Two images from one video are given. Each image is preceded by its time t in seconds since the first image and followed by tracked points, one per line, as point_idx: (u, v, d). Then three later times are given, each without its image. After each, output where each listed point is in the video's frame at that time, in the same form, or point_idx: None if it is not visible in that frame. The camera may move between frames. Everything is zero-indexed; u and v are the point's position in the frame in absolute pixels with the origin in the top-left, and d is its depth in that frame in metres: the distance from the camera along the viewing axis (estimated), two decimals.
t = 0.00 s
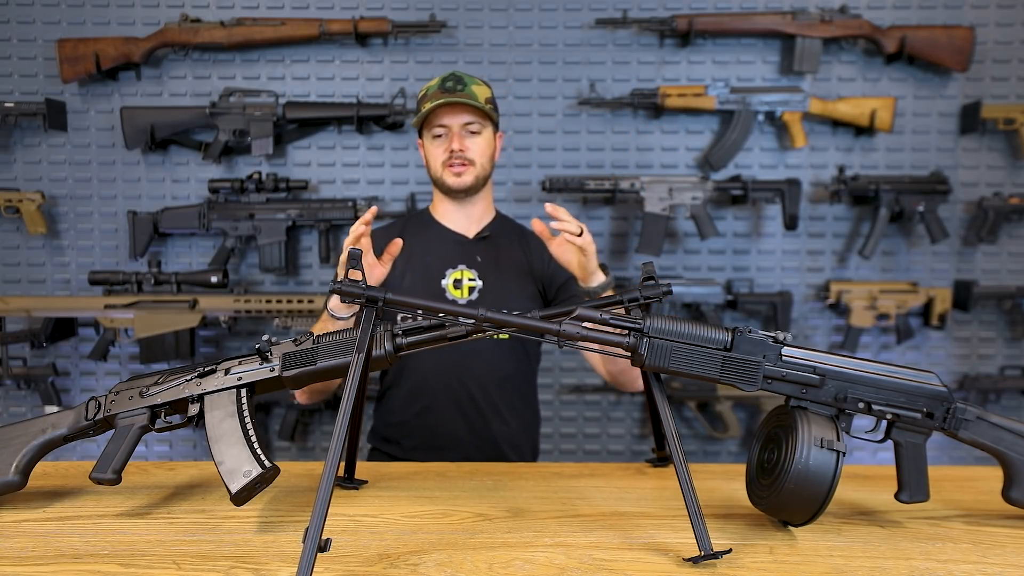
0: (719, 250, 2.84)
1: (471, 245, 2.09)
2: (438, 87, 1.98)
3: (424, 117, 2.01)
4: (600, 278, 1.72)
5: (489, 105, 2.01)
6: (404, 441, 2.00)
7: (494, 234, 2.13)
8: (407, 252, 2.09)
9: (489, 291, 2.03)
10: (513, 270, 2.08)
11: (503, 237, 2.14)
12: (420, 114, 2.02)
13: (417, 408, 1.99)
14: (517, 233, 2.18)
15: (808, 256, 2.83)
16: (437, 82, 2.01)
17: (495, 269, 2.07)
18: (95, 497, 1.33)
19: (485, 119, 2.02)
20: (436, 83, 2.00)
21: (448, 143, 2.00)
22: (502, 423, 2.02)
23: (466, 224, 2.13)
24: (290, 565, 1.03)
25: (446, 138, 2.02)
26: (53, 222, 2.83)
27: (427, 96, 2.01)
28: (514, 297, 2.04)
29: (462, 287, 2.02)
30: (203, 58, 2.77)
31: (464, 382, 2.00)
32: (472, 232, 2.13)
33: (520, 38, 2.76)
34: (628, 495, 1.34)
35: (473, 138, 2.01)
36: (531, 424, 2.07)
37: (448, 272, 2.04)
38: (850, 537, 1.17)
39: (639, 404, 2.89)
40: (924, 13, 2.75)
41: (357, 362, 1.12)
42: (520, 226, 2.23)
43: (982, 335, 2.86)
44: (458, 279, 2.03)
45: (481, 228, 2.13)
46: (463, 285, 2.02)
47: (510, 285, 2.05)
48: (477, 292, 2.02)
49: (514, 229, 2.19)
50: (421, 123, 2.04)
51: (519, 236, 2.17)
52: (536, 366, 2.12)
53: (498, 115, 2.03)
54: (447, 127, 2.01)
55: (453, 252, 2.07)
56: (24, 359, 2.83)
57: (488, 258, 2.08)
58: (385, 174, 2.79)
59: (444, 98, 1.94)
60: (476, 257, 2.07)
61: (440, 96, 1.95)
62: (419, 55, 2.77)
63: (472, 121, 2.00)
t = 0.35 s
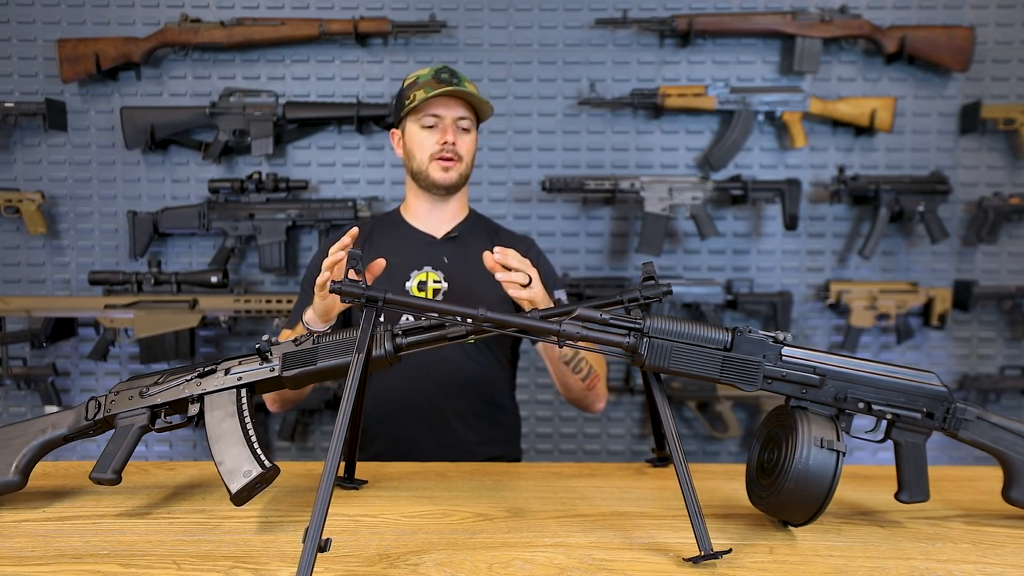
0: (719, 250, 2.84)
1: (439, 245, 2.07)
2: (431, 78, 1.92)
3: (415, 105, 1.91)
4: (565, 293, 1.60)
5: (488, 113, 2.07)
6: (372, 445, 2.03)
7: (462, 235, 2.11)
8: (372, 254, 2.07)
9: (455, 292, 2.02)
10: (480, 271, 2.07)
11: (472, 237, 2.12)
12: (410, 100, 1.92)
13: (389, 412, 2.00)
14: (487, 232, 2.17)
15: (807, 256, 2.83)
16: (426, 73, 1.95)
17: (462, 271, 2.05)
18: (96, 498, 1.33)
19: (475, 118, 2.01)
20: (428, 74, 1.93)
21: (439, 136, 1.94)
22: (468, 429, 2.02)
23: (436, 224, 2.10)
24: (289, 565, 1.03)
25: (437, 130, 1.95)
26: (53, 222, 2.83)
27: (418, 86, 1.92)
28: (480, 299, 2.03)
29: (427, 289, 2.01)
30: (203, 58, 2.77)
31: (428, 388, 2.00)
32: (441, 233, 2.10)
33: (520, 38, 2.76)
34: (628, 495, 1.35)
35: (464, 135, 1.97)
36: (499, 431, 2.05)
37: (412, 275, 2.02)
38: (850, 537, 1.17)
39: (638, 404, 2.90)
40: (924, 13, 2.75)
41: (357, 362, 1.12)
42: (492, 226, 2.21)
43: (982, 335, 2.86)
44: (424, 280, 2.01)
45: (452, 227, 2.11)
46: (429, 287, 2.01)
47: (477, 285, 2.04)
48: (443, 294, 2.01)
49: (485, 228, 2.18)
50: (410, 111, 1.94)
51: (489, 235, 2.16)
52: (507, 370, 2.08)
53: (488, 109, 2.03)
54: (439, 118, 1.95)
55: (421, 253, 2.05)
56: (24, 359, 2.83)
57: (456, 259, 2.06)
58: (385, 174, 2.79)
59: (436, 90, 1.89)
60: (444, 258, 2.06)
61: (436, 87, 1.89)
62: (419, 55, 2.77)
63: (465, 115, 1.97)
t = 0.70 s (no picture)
0: (719, 250, 2.84)
1: (449, 246, 2.07)
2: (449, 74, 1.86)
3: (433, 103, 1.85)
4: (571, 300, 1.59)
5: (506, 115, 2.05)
6: (383, 450, 2.02)
7: (473, 235, 2.10)
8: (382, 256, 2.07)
9: (466, 295, 2.02)
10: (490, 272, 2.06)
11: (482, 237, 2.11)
12: (432, 99, 1.84)
13: (399, 412, 2.00)
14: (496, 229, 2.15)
15: (807, 256, 2.83)
16: (442, 67, 1.88)
17: (472, 273, 2.05)
18: (95, 497, 1.33)
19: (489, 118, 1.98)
20: (445, 69, 1.86)
21: (457, 136, 1.89)
22: (480, 433, 2.02)
23: (447, 225, 2.09)
24: (289, 565, 1.03)
25: (455, 130, 1.90)
26: (53, 222, 2.82)
27: (436, 81, 1.85)
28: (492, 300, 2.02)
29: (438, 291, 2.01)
30: (203, 58, 2.77)
31: (439, 392, 2.00)
32: (454, 232, 2.09)
33: (520, 38, 2.76)
34: (628, 495, 1.34)
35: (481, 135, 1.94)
36: (511, 434, 2.05)
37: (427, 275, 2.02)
38: (850, 537, 1.17)
39: (638, 404, 2.90)
40: (924, 13, 2.75)
41: (357, 362, 1.12)
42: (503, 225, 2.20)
43: (982, 335, 2.86)
44: (435, 283, 2.01)
45: (463, 226, 2.10)
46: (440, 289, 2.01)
47: (487, 286, 2.03)
48: (454, 296, 2.01)
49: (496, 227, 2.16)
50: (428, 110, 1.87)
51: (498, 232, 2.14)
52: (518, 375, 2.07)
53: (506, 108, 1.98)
54: (457, 118, 1.89)
55: (432, 255, 2.05)
56: (24, 359, 2.83)
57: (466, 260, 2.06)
58: (385, 174, 2.79)
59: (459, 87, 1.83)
60: (454, 259, 2.06)
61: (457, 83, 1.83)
62: (419, 55, 2.77)
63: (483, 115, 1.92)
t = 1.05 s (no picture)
0: (719, 250, 2.84)
1: (494, 245, 2.07)
2: (489, 72, 1.86)
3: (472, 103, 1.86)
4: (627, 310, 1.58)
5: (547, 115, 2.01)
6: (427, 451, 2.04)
7: (518, 234, 2.10)
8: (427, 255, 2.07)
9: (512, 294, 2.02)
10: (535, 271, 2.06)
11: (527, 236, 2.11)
12: (470, 99, 1.85)
13: (443, 415, 2.01)
14: (543, 232, 2.14)
15: (808, 256, 2.83)
16: (484, 65, 1.88)
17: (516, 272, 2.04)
18: (95, 497, 1.33)
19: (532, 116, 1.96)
20: (486, 67, 1.87)
21: (495, 136, 1.90)
22: (525, 438, 2.02)
23: (491, 224, 2.09)
24: (289, 565, 1.03)
25: (493, 130, 1.91)
26: (53, 222, 2.82)
27: (475, 79, 1.87)
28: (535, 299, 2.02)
29: (482, 293, 2.01)
30: (203, 58, 2.77)
31: (484, 396, 2.01)
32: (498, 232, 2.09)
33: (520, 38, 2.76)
34: (628, 495, 1.34)
35: (520, 134, 1.93)
36: (553, 439, 2.04)
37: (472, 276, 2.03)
38: (850, 537, 1.17)
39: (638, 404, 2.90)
40: (923, 13, 2.75)
41: (357, 362, 1.12)
42: (547, 223, 2.18)
43: (982, 335, 2.86)
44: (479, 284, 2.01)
45: (508, 226, 2.10)
46: (485, 290, 2.01)
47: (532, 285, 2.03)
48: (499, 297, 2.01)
49: (540, 225, 2.16)
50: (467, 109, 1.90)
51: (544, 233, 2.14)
52: (562, 380, 2.07)
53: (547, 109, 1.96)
54: (495, 118, 1.90)
55: (477, 254, 2.05)
56: (24, 359, 2.83)
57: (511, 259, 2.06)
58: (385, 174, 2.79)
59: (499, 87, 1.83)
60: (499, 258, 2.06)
61: (496, 83, 1.84)
62: (419, 55, 2.77)
63: (522, 115, 1.92)
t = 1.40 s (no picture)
0: (719, 250, 2.84)
1: (544, 246, 2.07)
2: (517, 76, 1.84)
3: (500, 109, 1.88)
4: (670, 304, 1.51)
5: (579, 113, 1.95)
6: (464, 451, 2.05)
7: (567, 235, 2.10)
8: (476, 255, 2.09)
9: (560, 295, 2.03)
10: (585, 272, 2.06)
11: (577, 237, 2.10)
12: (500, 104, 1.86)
13: (483, 415, 2.03)
14: (594, 232, 2.12)
15: (808, 256, 2.83)
16: (514, 69, 1.87)
17: (565, 273, 2.05)
18: (95, 497, 1.33)
19: (566, 116, 1.90)
20: (517, 71, 1.85)
21: (522, 143, 1.91)
22: (564, 440, 2.02)
23: (538, 227, 2.09)
24: (289, 565, 1.03)
25: (522, 136, 1.92)
26: (53, 222, 2.82)
27: (505, 85, 1.86)
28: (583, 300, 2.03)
29: (528, 296, 2.02)
30: (203, 58, 2.77)
31: (524, 397, 2.02)
32: (547, 233, 2.09)
33: (520, 38, 2.76)
34: (628, 495, 1.34)
35: (551, 137, 1.91)
36: (592, 442, 2.04)
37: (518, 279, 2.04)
38: (850, 537, 1.17)
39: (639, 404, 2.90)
40: (923, 13, 2.75)
41: (357, 362, 1.12)
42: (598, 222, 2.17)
43: (982, 335, 2.86)
44: (527, 285, 2.02)
45: (558, 228, 2.10)
46: (531, 292, 2.02)
47: (581, 287, 2.04)
48: (546, 300, 2.02)
49: (592, 225, 2.14)
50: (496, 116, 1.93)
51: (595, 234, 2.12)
52: (604, 383, 2.06)
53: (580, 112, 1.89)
54: (524, 123, 1.90)
55: (526, 254, 2.06)
56: (24, 359, 2.83)
57: (560, 260, 2.06)
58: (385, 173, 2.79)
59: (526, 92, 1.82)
60: (549, 259, 2.06)
61: (521, 88, 1.82)
62: (419, 55, 2.77)
63: (551, 118, 1.88)
